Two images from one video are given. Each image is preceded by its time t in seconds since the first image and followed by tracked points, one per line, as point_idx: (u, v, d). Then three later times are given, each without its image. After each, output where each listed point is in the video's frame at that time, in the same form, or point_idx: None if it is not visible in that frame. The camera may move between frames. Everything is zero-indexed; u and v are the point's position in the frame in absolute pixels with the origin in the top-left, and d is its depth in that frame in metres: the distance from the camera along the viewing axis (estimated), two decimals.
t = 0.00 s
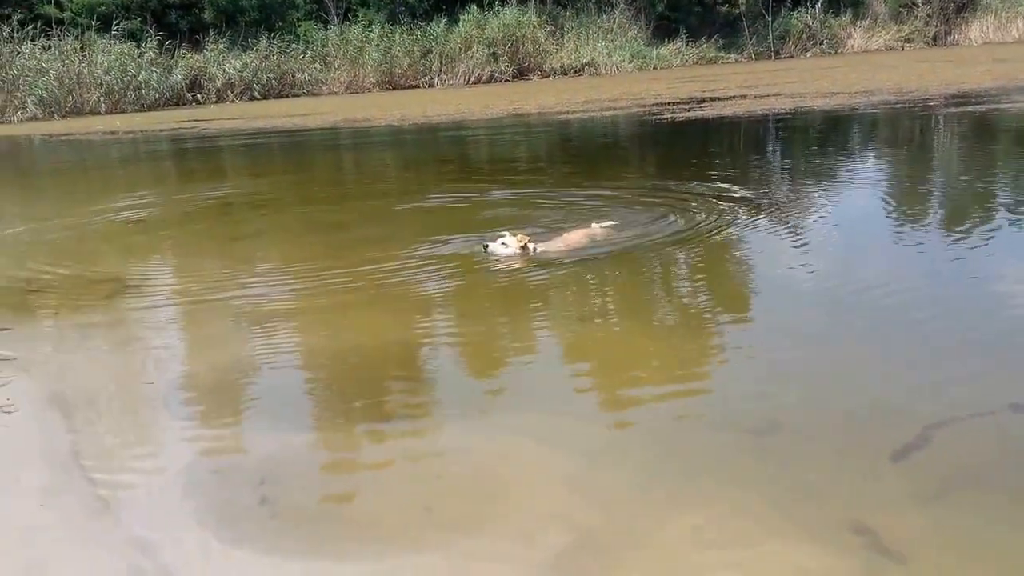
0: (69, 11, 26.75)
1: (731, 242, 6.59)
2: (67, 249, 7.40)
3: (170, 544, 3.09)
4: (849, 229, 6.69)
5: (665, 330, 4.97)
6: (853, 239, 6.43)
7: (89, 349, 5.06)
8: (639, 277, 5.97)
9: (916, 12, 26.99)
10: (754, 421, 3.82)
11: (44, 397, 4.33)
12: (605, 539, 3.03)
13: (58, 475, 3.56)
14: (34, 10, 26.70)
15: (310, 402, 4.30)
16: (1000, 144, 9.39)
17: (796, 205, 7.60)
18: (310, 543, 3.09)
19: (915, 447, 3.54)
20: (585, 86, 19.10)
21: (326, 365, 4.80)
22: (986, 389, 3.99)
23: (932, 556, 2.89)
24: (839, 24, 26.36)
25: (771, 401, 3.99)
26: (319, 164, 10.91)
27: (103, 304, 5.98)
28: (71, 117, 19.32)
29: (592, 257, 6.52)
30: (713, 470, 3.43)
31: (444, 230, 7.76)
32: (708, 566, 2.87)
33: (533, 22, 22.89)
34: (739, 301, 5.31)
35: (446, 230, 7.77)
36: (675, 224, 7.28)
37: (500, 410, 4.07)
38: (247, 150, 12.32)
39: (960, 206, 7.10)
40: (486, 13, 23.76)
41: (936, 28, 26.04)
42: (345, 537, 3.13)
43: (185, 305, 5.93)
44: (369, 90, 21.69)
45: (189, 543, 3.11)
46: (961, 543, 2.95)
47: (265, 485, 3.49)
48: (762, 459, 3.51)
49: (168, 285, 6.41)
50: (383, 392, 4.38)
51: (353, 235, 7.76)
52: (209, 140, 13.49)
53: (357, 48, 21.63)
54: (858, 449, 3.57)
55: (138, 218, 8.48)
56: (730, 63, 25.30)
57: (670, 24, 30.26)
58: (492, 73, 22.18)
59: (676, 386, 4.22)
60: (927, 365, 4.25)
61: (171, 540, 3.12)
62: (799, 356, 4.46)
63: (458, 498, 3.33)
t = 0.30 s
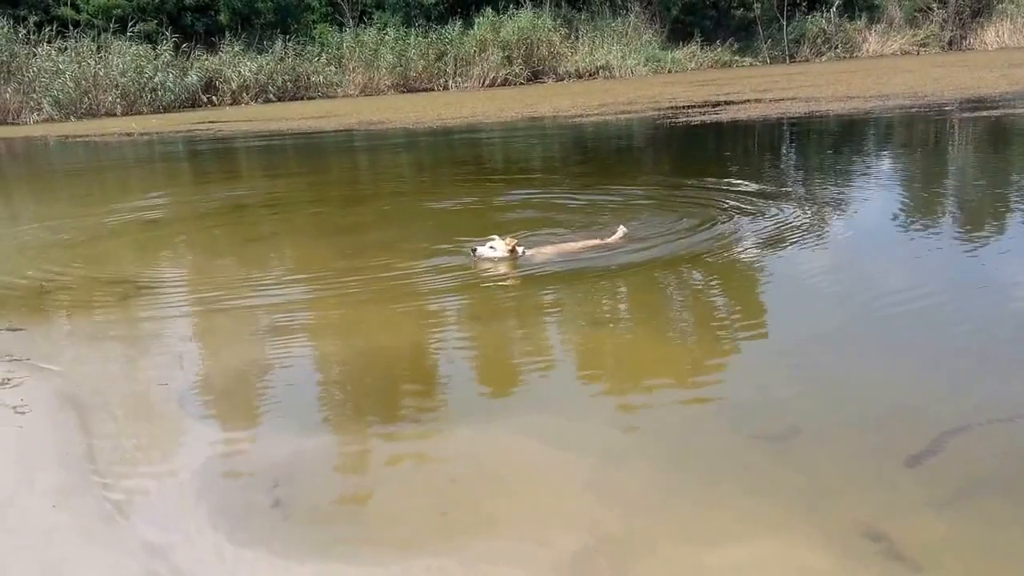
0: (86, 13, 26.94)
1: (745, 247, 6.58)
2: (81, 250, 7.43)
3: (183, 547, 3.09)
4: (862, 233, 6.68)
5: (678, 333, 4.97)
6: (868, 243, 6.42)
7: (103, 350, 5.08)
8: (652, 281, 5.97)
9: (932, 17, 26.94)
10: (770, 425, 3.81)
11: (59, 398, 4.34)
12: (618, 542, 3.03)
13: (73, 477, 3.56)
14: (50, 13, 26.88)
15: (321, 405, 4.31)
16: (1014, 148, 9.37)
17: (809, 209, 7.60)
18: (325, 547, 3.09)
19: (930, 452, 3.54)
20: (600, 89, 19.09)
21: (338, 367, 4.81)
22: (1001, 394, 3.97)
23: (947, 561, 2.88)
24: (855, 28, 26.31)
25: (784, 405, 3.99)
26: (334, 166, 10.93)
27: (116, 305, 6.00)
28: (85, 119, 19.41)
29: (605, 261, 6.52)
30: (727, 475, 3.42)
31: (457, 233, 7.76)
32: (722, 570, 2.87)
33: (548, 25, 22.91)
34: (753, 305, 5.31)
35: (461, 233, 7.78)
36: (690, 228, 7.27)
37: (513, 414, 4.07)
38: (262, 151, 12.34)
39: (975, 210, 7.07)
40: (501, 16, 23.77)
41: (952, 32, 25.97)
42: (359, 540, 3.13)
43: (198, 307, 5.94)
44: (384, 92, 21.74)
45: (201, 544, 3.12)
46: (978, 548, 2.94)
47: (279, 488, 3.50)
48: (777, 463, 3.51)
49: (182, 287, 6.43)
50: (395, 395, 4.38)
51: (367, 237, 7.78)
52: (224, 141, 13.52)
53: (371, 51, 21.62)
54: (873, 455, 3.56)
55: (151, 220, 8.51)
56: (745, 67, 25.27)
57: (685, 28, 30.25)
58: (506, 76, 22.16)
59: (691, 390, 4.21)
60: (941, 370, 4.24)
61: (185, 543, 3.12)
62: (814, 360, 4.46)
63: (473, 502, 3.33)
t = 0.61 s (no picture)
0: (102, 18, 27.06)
1: (760, 254, 6.56)
2: (95, 254, 7.43)
3: (200, 552, 3.10)
4: (879, 240, 6.66)
5: (692, 340, 4.96)
6: (885, 250, 6.41)
7: (116, 355, 5.08)
8: (664, 287, 5.97)
9: (948, 23, 26.88)
10: (787, 432, 3.81)
11: (76, 402, 4.33)
12: (637, 550, 3.02)
13: (90, 481, 3.57)
14: (67, 16, 27.00)
15: (335, 411, 4.31)
16: None
17: (825, 216, 7.58)
18: (342, 553, 3.09)
19: (950, 461, 3.53)
20: (614, 95, 19.08)
21: (352, 373, 4.80)
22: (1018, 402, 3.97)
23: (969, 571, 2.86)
24: (870, 34, 26.32)
25: (803, 412, 3.98)
26: (348, 170, 10.94)
27: (130, 310, 6.00)
28: (101, 123, 19.46)
29: (620, 267, 6.51)
30: (747, 483, 3.42)
31: (472, 239, 7.75)
32: None
33: (563, 31, 22.92)
34: (765, 312, 5.31)
35: (474, 238, 7.78)
36: (704, 235, 7.26)
37: (528, 420, 4.07)
38: (276, 155, 12.36)
39: (993, 218, 7.05)
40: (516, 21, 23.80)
41: (968, 39, 25.90)
42: (378, 546, 3.13)
43: (212, 312, 5.94)
44: (399, 97, 21.76)
45: (219, 549, 3.12)
46: (1001, 559, 2.93)
47: (296, 494, 3.50)
48: (795, 470, 3.51)
49: (196, 292, 6.44)
50: (408, 401, 4.38)
51: (381, 242, 7.78)
52: (239, 145, 13.55)
53: (386, 56, 21.64)
54: (893, 462, 3.55)
55: (166, 223, 8.53)
56: (760, 73, 25.23)
57: (700, 34, 30.22)
58: (521, 82, 22.15)
59: (706, 397, 4.21)
60: (960, 378, 4.23)
61: (201, 548, 3.13)
62: (832, 367, 4.45)
63: (490, 508, 3.33)
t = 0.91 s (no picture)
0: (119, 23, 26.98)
1: (772, 262, 6.58)
2: (112, 258, 7.46)
3: (221, 556, 3.11)
4: (895, 249, 6.65)
5: (705, 348, 4.97)
6: (901, 259, 6.40)
7: (134, 360, 5.10)
8: (678, 295, 5.99)
9: (964, 33, 26.89)
10: (805, 442, 3.81)
11: (97, 408, 4.33)
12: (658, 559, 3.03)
13: (111, 486, 3.59)
14: (84, 21, 27.07)
15: (350, 417, 4.33)
16: None
17: (838, 223, 7.59)
18: (363, 560, 3.10)
19: (971, 472, 3.52)
20: (630, 103, 19.10)
21: (366, 380, 4.83)
22: None
23: None
24: (885, 43, 26.36)
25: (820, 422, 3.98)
26: (363, 177, 10.97)
27: (146, 315, 6.03)
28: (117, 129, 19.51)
29: (632, 274, 6.53)
30: (766, 493, 3.42)
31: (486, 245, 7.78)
32: None
33: (578, 39, 22.97)
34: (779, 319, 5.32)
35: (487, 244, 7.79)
36: (716, 242, 7.29)
37: (543, 427, 4.09)
38: (292, 161, 12.40)
39: (1007, 227, 7.05)
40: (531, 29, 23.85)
41: (984, 48, 25.90)
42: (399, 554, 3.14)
43: (229, 319, 5.97)
44: (414, 104, 21.80)
45: (241, 554, 3.14)
46: None
47: (315, 500, 3.52)
48: (814, 479, 3.51)
49: (213, 298, 6.46)
50: (422, 409, 4.39)
51: (394, 248, 7.81)
52: (255, 151, 13.57)
53: (402, 62, 21.80)
54: (914, 472, 3.54)
55: (181, 228, 8.56)
56: (776, 81, 25.26)
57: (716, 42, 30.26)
58: (536, 89, 22.15)
59: (723, 405, 4.22)
60: (982, 388, 4.21)
61: (222, 552, 3.15)
62: (849, 377, 4.45)
63: (510, 516, 3.34)
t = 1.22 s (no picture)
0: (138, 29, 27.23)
1: (784, 271, 6.59)
2: (129, 262, 7.50)
3: (242, 561, 3.13)
4: (910, 258, 6.67)
5: (719, 357, 4.98)
6: (915, 267, 6.41)
7: (153, 364, 5.14)
8: (689, 304, 6.01)
9: (981, 41, 26.90)
10: (825, 453, 3.81)
11: (120, 411, 4.36)
12: (679, 568, 3.04)
13: (133, 489, 3.62)
14: (103, 27, 27.33)
15: (365, 423, 4.36)
16: None
17: (853, 231, 7.61)
18: (384, 565, 3.12)
19: (994, 483, 3.52)
20: (645, 110, 19.12)
21: (379, 385, 4.86)
22: None
23: None
24: (901, 51, 26.38)
25: (840, 433, 3.98)
26: (377, 182, 11.00)
27: (162, 320, 6.05)
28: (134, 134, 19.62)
29: (647, 283, 6.54)
30: (785, 503, 3.43)
31: (500, 252, 7.80)
32: None
33: (593, 46, 23.00)
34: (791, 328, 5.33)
35: (501, 252, 7.82)
36: (728, 251, 7.31)
37: (557, 434, 4.12)
38: (306, 167, 12.44)
39: (1020, 237, 7.05)
40: (547, 36, 23.89)
41: (1000, 56, 25.91)
42: (419, 560, 3.16)
43: (245, 323, 6.00)
44: (429, 110, 21.85)
45: (262, 558, 3.16)
46: None
47: (333, 504, 3.54)
48: (831, 489, 3.52)
49: (229, 303, 6.50)
50: (435, 416, 4.41)
51: (409, 254, 7.83)
52: (270, 157, 13.61)
53: (417, 69, 21.86)
54: (935, 483, 3.54)
55: (196, 232, 8.59)
56: (791, 89, 25.30)
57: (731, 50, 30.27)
58: (550, 96, 22.19)
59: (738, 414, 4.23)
60: (1003, 400, 4.21)
61: (243, 555, 3.17)
62: (864, 386, 4.46)
63: (528, 523, 3.36)
